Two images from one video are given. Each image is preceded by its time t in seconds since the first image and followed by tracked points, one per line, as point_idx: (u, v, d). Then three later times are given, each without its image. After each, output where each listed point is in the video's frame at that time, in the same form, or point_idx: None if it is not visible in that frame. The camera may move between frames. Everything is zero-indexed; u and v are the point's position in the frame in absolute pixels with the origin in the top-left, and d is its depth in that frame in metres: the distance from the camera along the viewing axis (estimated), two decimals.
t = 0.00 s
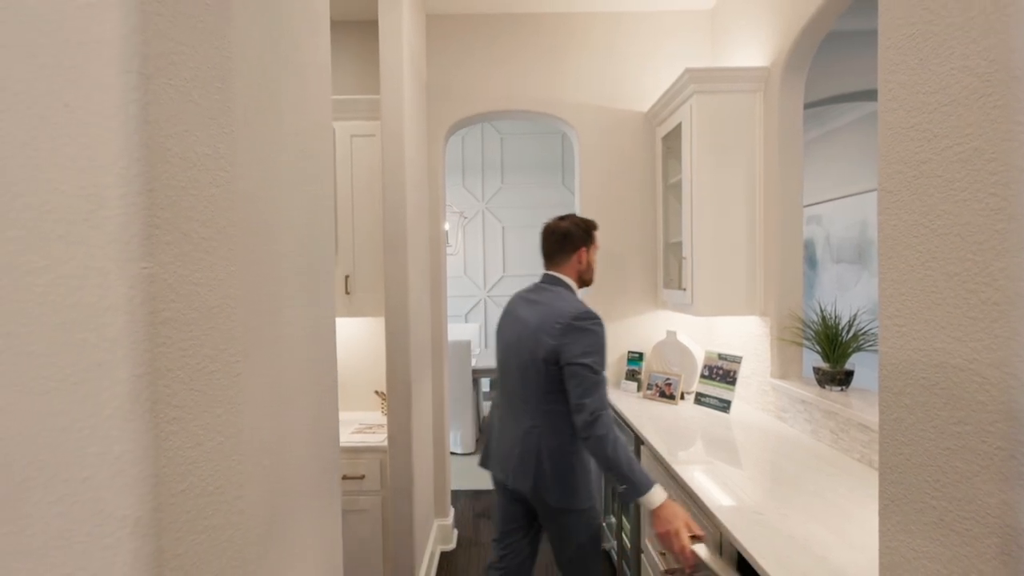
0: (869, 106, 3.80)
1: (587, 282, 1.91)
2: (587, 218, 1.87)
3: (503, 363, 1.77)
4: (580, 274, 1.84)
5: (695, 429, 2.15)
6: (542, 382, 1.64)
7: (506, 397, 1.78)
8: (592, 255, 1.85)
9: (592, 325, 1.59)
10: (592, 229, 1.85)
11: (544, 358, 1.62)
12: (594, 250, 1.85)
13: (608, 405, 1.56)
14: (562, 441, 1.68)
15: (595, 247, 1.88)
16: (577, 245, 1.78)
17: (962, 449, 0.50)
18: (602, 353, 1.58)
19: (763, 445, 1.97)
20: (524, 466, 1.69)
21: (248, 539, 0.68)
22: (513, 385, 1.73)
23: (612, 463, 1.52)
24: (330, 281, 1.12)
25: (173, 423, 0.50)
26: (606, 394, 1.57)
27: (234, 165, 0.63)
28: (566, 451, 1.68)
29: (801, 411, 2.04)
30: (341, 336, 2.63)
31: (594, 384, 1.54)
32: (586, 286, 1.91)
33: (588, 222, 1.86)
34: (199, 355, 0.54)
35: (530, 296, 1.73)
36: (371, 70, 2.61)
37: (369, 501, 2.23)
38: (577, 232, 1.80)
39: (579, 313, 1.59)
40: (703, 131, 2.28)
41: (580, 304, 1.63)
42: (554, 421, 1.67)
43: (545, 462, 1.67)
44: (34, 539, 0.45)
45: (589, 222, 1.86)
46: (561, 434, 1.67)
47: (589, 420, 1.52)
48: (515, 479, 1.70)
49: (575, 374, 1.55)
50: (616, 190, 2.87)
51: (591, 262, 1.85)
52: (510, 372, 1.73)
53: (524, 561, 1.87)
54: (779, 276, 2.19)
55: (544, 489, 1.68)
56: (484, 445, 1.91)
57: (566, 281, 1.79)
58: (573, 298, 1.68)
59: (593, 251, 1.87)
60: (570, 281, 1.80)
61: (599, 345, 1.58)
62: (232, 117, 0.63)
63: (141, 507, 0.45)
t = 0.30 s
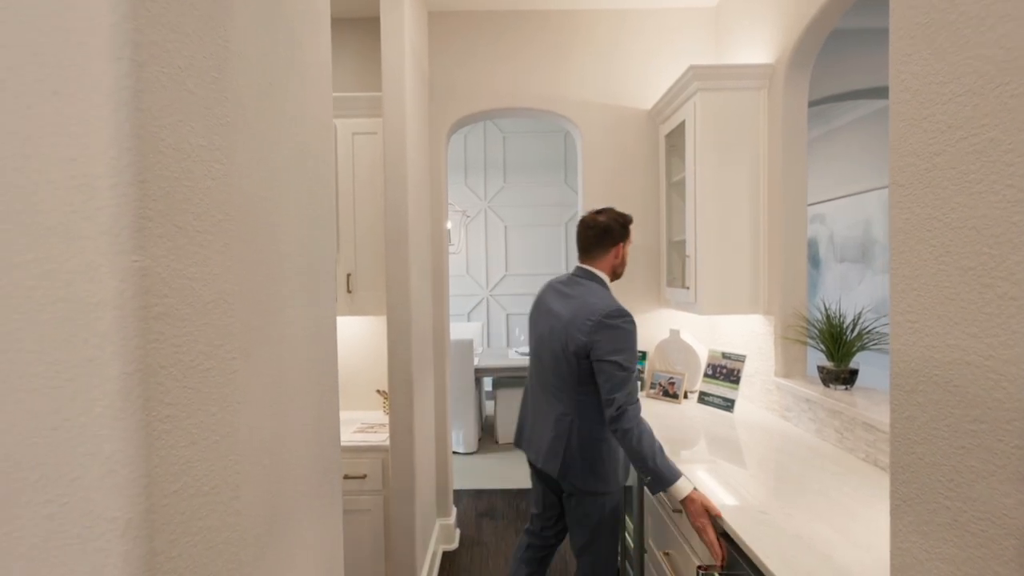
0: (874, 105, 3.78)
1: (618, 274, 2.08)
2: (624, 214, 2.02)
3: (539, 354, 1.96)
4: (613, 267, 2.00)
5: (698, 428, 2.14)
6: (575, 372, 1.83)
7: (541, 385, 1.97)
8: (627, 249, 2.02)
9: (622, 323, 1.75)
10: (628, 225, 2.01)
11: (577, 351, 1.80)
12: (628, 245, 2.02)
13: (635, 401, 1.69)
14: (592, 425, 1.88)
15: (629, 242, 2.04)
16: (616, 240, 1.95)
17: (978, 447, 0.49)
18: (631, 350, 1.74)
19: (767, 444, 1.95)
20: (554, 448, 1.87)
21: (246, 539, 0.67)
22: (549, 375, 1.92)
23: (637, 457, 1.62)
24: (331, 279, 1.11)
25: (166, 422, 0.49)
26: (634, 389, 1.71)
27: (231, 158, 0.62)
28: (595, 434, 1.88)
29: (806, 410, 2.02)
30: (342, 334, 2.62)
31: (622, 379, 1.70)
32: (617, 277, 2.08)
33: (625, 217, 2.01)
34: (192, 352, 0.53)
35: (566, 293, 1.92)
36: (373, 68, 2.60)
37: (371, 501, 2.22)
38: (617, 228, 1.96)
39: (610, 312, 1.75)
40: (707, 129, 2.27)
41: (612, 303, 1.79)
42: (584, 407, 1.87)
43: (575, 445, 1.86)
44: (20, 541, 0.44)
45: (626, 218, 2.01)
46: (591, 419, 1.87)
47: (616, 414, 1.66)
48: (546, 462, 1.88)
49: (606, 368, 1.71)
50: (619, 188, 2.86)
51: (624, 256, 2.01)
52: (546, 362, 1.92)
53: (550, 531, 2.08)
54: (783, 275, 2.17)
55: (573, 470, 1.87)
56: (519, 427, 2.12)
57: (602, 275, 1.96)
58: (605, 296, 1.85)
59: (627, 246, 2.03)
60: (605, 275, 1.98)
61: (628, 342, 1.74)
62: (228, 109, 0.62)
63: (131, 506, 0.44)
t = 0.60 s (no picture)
0: (877, 103, 3.74)
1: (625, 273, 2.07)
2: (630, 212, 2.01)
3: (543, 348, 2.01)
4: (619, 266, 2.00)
5: (704, 429, 2.11)
6: (572, 365, 1.87)
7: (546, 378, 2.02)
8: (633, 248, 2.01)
9: (616, 317, 1.77)
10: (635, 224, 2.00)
11: (573, 345, 1.83)
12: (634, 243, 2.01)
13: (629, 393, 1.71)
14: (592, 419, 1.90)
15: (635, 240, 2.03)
16: (622, 239, 1.94)
17: None
18: (624, 343, 1.75)
19: (775, 445, 1.91)
20: (555, 440, 1.91)
21: (234, 552, 0.63)
22: (551, 368, 1.97)
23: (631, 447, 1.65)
24: (330, 277, 1.07)
25: (142, 432, 0.46)
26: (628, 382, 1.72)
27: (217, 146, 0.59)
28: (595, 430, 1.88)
29: (814, 410, 1.99)
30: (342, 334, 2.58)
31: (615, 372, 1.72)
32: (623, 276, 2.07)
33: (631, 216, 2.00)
34: (173, 354, 0.50)
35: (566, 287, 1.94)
36: (374, 63, 2.56)
37: (371, 504, 2.19)
38: (623, 226, 1.95)
39: (602, 306, 1.77)
40: (712, 125, 2.23)
41: (606, 297, 1.81)
42: (582, 401, 1.89)
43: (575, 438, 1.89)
44: None
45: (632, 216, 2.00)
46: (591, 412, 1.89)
47: (610, 406, 1.69)
48: (552, 453, 1.91)
49: (599, 362, 1.74)
50: (622, 185, 2.82)
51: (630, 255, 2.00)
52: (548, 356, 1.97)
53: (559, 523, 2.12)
54: (790, 273, 2.13)
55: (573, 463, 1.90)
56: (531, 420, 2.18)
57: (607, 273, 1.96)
58: (602, 290, 1.86)
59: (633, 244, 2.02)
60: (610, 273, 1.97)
61: (621, 336, 1.75)
62: (215, 95, 0.59)
63: (100, 523, 0.41)
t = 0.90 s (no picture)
0: (877, 102, 3.71)
1: (600, 275, 2.26)
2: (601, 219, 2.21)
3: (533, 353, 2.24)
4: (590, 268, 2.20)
5: (707, 432, 2.06)
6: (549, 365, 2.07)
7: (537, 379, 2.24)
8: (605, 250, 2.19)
9: (575, 317, 1.96)
10: (604, 229, 2.19)
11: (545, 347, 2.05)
12: (605, 247, 2.19)
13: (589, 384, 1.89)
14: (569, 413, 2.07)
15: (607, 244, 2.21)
16: (589, 242, 2.13)
17: None
18: (585, 339, 1.94)
19: (780, 448, 1.86)
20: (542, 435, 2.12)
21: None
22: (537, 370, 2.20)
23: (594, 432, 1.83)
24: (321, 277, 1.01)
25: (80, 463, 0.40)
26: (588, 374, 1.90)
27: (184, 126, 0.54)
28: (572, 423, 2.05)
29: (821, 412, 1.94)
30: (335, 335, 2.52)
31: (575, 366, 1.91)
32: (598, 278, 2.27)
33: (602, 223, 2.20)
34: (121, 366, 0.44)
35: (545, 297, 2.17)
36: (369, 56, 2.50)
37: (365, 512, 2.13)
38: (588, 231, 2.15)
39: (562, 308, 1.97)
40: (715, 121, 2.19)
41: (568, 300, 2.01)
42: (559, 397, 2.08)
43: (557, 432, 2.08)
44: None
45: (603, 223, 2.20)
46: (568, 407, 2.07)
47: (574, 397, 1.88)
48: (539, 430, 2.15)
49: (561, 358, 1.94)
50: (623, 182, 2.77)
51: (601, 258, 2.19)
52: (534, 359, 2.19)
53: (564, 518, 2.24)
54: (796, 273, 2.09)
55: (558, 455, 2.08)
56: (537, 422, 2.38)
57: (576, 274, 2.16)
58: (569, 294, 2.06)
59: (605, 248, 2.21)
60: (580, 273, 2.17)
61: (580, 333, 1.94)
62: (181, 74, 0.53)
63: (25, 572, 0.35)
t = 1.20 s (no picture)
0: (857, 105, 3.72)
1: (571, 276, 2.28)
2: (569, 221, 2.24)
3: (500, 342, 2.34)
4: (558, 269, 2.23)
5: (694, 437, 2.01)
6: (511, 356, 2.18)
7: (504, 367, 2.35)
8: (571, 252, 2.22)
9: (535, 314, 2.05)
10: (571, 231, 2.21)
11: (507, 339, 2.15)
12: (572, 249, 2.21)
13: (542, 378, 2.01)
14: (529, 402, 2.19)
15: (575, 246, 2.23)
16: (554, 244, 2.18)
17: None
18: (543, 336, 2.03)
19: (771, 454, 1.83)
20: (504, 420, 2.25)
21: None
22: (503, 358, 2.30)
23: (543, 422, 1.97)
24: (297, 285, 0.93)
25: None
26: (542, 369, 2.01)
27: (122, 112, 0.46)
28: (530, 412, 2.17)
29: (811, 417, 1.91)
30: (312, 340, 2.42)
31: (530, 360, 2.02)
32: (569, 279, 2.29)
33: (569, 225, 2.23)
34: (29, 407, 0.36)
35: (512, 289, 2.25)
36: (348, 49, 2.40)
37: (343, 527, 2.03)
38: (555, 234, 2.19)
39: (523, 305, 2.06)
40: (705, 121, 2.15)
41: (529, 297, 2.10)
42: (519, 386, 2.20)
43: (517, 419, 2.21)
44: None
45: (570, 225, 2.22)
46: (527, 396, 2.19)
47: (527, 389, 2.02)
48: (504, 422, 2.22)
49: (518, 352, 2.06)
50: (610, 183, 2.73)
51: (567, 259, 2.22)
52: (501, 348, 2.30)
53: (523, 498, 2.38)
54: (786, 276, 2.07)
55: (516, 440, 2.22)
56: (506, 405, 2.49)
57: (543, 275, 2.20)
58: (532, 290, 2.14)
59: (574, 250, 2.23)
60: (547, 275, 2.21)
61: (538, 329, 2.04)
62: (118, 52, 0.45)
63: None
